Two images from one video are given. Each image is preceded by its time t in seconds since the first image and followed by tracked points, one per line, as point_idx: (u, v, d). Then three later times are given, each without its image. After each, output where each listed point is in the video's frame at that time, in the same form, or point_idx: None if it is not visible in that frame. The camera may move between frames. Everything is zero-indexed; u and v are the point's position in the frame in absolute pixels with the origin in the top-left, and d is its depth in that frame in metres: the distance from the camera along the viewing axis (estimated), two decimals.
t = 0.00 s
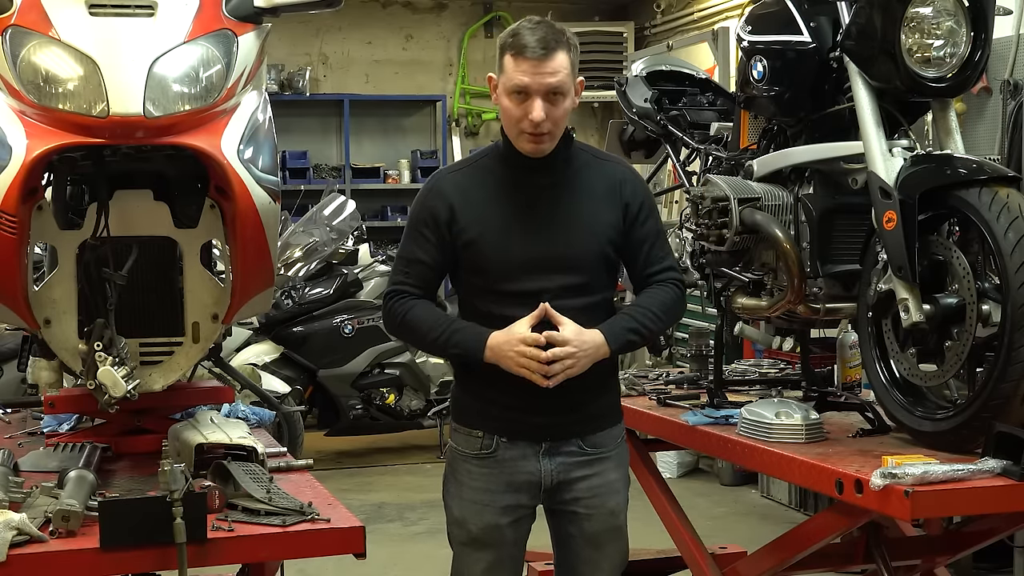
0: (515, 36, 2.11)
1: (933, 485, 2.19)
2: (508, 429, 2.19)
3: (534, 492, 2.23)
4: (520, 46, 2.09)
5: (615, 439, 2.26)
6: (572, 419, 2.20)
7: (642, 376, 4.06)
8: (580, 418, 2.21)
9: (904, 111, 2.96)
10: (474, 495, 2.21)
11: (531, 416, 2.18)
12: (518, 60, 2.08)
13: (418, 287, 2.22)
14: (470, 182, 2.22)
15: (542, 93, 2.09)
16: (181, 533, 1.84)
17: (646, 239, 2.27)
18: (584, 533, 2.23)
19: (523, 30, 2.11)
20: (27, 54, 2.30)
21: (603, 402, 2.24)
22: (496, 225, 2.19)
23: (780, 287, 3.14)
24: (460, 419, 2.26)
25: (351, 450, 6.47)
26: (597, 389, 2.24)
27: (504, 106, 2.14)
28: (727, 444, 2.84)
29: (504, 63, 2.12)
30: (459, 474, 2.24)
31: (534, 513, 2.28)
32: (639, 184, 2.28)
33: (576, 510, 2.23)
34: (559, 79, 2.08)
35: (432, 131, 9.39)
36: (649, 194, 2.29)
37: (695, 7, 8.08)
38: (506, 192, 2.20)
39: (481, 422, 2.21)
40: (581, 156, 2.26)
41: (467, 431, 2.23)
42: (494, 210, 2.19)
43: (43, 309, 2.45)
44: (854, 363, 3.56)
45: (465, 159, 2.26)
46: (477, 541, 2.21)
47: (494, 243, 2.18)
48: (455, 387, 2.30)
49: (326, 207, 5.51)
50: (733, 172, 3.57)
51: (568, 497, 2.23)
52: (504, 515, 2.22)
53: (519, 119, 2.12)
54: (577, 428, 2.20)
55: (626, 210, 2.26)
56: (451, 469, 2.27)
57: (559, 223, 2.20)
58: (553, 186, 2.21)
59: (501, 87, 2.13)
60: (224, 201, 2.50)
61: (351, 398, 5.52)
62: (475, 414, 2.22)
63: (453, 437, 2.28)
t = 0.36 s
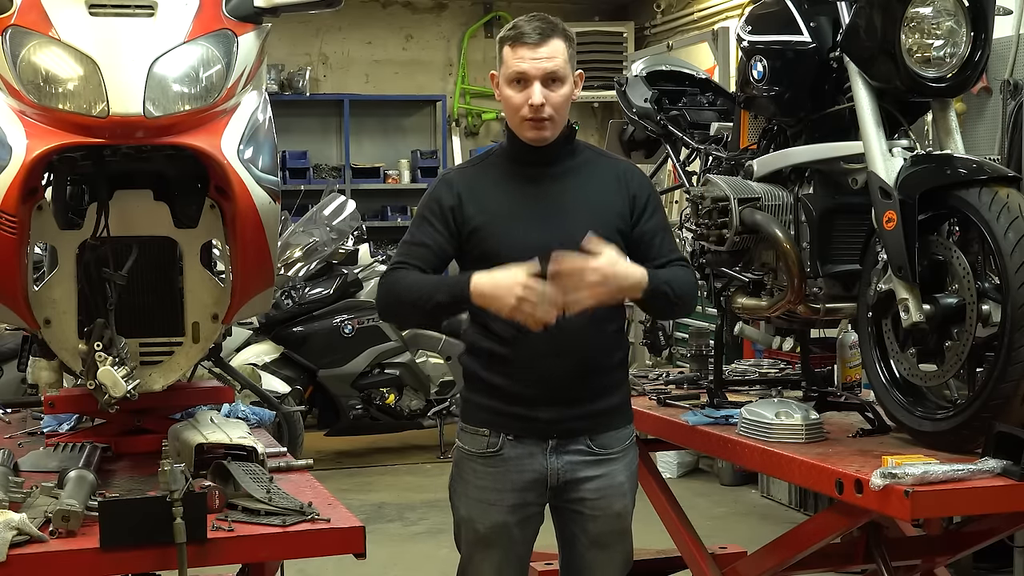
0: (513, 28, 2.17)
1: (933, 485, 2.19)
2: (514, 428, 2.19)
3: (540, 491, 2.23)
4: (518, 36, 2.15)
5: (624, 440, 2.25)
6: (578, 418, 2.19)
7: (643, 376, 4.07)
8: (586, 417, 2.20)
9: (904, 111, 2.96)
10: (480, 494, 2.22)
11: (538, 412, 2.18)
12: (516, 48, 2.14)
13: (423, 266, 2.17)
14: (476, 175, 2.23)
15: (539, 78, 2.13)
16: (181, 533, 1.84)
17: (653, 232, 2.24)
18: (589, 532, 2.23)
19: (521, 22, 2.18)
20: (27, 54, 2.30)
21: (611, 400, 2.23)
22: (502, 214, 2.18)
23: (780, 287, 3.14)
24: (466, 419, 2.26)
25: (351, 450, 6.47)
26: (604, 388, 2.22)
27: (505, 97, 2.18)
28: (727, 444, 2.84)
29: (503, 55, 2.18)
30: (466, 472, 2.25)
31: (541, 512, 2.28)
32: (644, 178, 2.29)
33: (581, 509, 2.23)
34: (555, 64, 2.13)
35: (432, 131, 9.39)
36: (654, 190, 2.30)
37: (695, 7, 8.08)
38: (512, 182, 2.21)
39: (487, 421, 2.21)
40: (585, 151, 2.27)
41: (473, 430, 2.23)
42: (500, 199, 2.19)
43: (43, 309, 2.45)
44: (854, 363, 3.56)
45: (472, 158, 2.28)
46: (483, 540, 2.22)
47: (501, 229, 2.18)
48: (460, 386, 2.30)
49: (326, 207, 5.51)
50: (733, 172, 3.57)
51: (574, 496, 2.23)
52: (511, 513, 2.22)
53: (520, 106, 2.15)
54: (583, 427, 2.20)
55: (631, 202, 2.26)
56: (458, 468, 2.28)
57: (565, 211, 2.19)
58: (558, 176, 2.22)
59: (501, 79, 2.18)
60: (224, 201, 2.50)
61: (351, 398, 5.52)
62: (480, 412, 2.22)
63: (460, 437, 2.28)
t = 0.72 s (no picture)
0: (515, 29, 2.17)
1: (933, 485, 2.19)
2: (515, 426, 2.19)
3: (540, 488, 2.23)
4: (521, 38, 2.15)
5: (623, 438, 2.25)
6: (577, 416, 2.19)
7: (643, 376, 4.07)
8: (585, 415, 2.20)
9: (904, 111, 2.96)
10: (481, 492, 2.22)
11: (538, 411, 2.18)
12: (518, 49, 2.14)
13: (434, 281, 2.21)
14: (476, 176, 2.23)
15: (541, 79, 2.12)
16: (181, 533, 1.84)
17: (652, 238, 2.26)
18: (588, 530, 2.23)
19: (523, 24, 2.17)
20: (27, 54, 2.30)
21: (610, 398, 2.23)
22: (502, 216, 2.19)
23: (780, 287, 3.14)
24: (467, 418, 2.26)
25: (351, 450, 6.47)
26: (604, 387, 2.23)
27: (506, 99, 2.17)
28: (727, 444, 2.84)
29: (504, 56, 2.17)
30: (466, 471, 2.25)
31: (541, 510, 2.28)
32: (645, 182, 2.29)
33: (581, 507, 2.23)
34: (558, 66, 2.12)
35: (432, 131, 9.39)
36: (654, 194, 2.30)
37: (695, 7, 8.07)
38: (512, 184, 2.21)
39: (487, 419, 2.21)
40: (585, 153, 2.27)
41: (473, 428, 2.23)
42: (500, 201, 2.20)
43: (43, 309, 2.45)
44: (854, 363, 3.56)
45: (473, 159, 2.28)
46: (484, 538, 2.22)
47: (501, 231, 2.18)
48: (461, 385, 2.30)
49: (326, 207, 5.51)
50: (733, 172, 3.57)
51: (573, 494, 2.23)
52: (511, 511, 2.22)
53: (520, 107, 2.14)
54: (583, 425, 2.20)
55: (632, 206, 2.26)
56: (458, 466, 2.28)
57: (565, 214, 2.19)
58: (559, 178, 2.22)
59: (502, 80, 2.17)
60: (224, 201, 2.50)
61: (351, 398, 5.52)
62: (481, 410, 2.22)
63: (460, 435, 2.28)
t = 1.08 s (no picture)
0: (516, 33, 2.16)
1: (933, 485, 2.19)
2: (513, 423, 2.19)
3: (540, 485, 2.23)
4: (521, 43, 2.14)
5: (621, 435, 2.26)
6: (576, 414, 2.19)
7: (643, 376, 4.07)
8: (584, 413, 2.20)
9: (904, 111, 2.96)
10: (480, 489, 2.22)
11: (538, 408, 2.18)
12: (520, 55, 2.13)
13: (431, 281, 2.21)
14: (475, 177, 2.23)
15: (542, 86, 2.12)
16: (181, 533, 1.84)
17: (648, 236, 2.27)
18: (587, 527, 2.23)
19: (524, 28, 2.16)
20: (27, 54, 2.30)
21: (608, 396, 2.24)
22: (501, 217, 2.19)
23: (780, 287, 3.14)
24: (465, 416, 2.25)
25: (351, 450, 6.47)
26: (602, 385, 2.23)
27: (506, 103, 2.17)
28: (727, 444, 2.84)
29: (505, 60, 2.16)
30: (464, 469, 2.24)
31: (539, 507, 2.28)
32: (641, 181, 2.29)
33: (580, 504, 2.23)
34: (559, 73, 2.12)
35: (432, 131, 9.39)
36: (650, 193, 2.31)
37: (696, 7, 8.07)
38: (511, 185, 2.21)
39: (486, 416, 2.21)
40: (583, 153, 2.27)
41: (472, 426, 2.23)
42: (499, 202, 2.19)
43: (43, 309, 2.45)
44: (854, 363, 3.56)
45: (470, 159, 2.28)
46: (484, 535, 2.22)
47: (500, 232, 2.18)
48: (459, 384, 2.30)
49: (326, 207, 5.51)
50: (733, 172, 3.57)
51: (572, 491, 2.24)
52: (510, 508, 2.22)
53: (521, 112, 2.14)
54: (581, 422, 2.20)
55: (629, 205, 2.26)
56: (456, 465, 2.27)
57: (564, 214, 2.20)
58: (557, 179, 2.22)
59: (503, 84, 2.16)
60: (224, 201, 2.49)
61: (351, 398, 5.52)
62: (479, 408, 2.22)
63: (458, 434, 2.27)
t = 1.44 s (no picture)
0: (519, 34, 2.16)
1: (933, 485, 2.19)
2: (513, 422, 2.18)
3: (539, 484, 2.23)
4: (525, 43, 2.14)
5: (619, 433, 2.26)
6: (575, 412, 2.19)
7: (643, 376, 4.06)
8: (583, 412, 2.20)
9: (904, 111, 2.96)
10: (479, 488, 2.21)
11: (537, 407, 2.18)
12: (524, 56, 2.13)
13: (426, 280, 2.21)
14: (474, 177, 2.23)
15: (545, 87, 2.12)
16: (181, 533, 1.84)
17: (645, 237, 2.28)
18: (586, 526, 2.24)
19: (527, 28, 2.16)
20: (27, 54, 2.30)
21: (607, 394, 2.24)
22: (501, 216, 2.19)
23: (780, 287, 3.14)
24: (464, 415, 2.25)
25: (351, 450, 6.47)
26: (601, 384, 2.23)
27: (508, 103, 2.17)
28: (726, 443, 2.84)
29: (508, 60, 2.16)
30: (463, 467, 2.23)
31: (537, 506, 2.28)
32: (639, 183, 2.30)
33: (578, 502, 2.23)
34: (562, 74, 2.12)
35: (432, 131, 9.39)
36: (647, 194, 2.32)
37: (696, 7, 8.07)
38: (510, 185, 2.21)
39: (485, 415, 2.20)
40: (582, 154, 2.28)
41: (471, 425, 2.22)
42: (498, 202, 2.19)
43: (43, 309, 2.45)
44: (854, 363, 3.56)
45: (469, 158, 2.27)
46: (483, 534, 2.21)
47: (500, 232, 2.18)
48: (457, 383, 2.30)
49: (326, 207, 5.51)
50: (733, 172, 3.57)
51: (571, 490, 2.24)
52: (509, 507, 2.21)
53: (524, 112, 2.14)
54: (580, 421, 2.20)
55: (627, 206, 2.27)
56: (455, 464, 2.26)
57: (563, 215, 2.20)
58: (557, 180, 2.22)
59: (506, 83, 2.16)
60: (224, 201, 2.49)
61: (351, 398, 5.52)
62: (478, 407, 2.22)
63: (457, 432, 2.27)
